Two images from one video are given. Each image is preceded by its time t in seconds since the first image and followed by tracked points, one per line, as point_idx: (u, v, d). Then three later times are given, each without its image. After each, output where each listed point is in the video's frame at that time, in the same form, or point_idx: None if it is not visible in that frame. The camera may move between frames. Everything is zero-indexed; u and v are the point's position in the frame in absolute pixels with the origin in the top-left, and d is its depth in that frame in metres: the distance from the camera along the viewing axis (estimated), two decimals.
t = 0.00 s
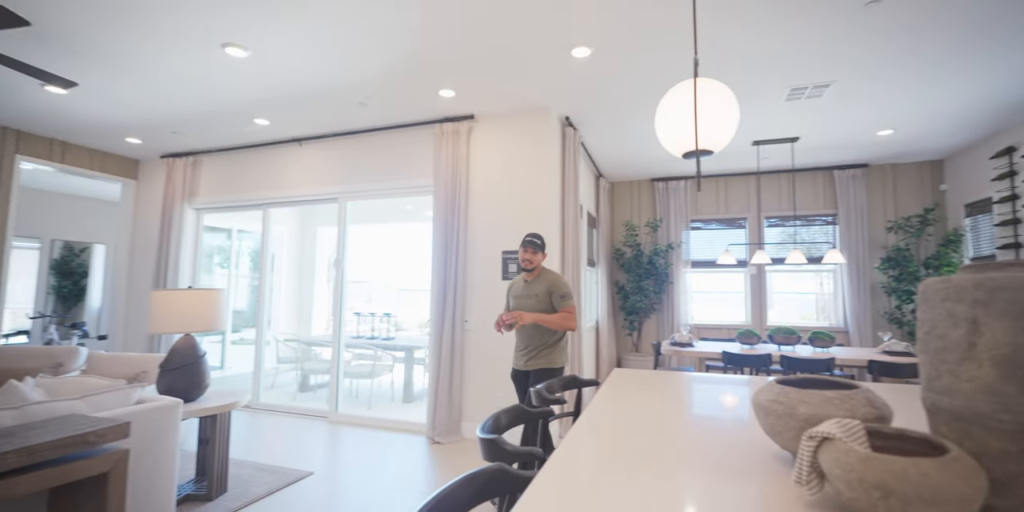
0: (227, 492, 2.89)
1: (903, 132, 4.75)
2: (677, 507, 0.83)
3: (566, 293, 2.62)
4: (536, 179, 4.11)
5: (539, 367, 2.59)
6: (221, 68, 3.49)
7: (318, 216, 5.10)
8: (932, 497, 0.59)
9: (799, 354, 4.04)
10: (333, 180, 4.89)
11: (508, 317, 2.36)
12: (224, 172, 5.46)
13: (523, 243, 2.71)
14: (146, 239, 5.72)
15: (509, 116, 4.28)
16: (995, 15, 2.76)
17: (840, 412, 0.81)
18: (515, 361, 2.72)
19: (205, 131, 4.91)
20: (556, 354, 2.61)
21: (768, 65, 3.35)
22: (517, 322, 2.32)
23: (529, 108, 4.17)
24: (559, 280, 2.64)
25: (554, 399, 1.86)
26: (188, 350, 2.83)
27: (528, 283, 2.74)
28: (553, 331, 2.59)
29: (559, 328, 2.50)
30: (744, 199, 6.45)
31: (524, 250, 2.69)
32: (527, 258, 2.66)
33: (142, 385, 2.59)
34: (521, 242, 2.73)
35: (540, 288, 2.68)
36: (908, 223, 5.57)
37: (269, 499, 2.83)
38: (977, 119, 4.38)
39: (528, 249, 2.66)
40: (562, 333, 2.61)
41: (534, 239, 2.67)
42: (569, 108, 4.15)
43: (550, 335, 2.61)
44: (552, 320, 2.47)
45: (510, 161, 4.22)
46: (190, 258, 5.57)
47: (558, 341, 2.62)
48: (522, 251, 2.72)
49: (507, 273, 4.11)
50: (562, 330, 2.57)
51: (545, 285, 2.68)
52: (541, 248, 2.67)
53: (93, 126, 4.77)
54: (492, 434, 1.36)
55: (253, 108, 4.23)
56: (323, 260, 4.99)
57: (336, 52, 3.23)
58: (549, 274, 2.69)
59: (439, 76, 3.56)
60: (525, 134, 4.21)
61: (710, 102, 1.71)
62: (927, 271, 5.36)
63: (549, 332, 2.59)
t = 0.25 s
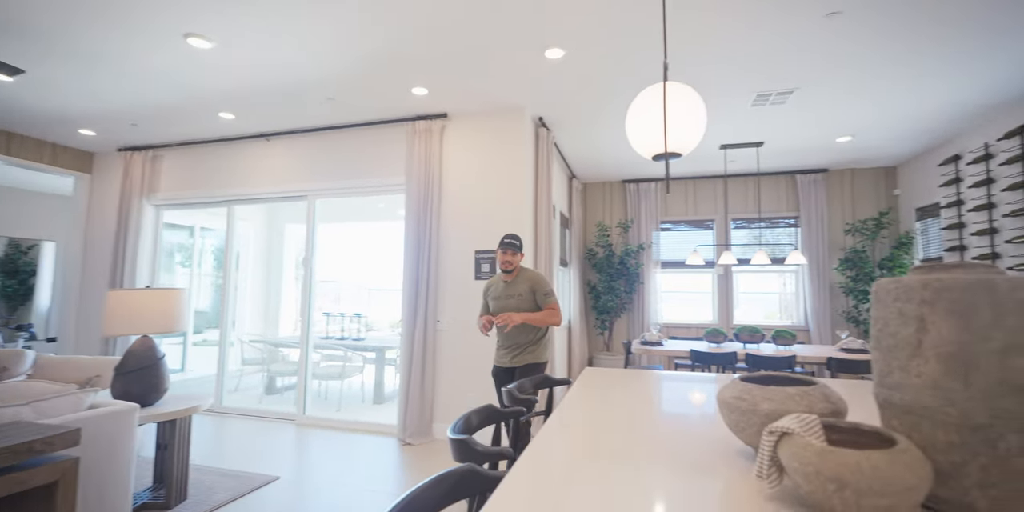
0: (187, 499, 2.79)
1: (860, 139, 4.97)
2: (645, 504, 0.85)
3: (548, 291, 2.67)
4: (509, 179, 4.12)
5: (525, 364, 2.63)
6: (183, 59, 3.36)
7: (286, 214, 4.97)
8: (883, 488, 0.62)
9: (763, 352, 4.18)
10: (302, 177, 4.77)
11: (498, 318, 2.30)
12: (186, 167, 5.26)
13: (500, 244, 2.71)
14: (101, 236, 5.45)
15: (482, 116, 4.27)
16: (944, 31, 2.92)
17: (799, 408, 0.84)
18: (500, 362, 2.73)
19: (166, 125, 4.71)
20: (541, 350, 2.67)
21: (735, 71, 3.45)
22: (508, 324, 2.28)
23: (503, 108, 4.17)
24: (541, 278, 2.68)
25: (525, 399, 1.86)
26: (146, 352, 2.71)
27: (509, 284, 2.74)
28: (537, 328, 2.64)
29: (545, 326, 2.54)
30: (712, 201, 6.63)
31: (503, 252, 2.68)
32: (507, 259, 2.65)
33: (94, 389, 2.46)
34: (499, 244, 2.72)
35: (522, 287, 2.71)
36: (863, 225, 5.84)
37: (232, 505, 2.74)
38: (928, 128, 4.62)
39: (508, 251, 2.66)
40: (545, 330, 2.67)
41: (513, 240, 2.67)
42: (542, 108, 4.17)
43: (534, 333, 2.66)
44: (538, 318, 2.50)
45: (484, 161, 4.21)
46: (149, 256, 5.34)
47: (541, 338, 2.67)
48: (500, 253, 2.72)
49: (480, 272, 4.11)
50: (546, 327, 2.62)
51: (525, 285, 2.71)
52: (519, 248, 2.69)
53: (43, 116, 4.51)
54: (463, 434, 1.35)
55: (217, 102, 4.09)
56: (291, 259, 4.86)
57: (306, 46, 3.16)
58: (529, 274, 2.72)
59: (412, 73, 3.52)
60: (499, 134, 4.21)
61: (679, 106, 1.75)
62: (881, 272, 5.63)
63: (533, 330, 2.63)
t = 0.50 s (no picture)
0: (144, 508, 2.67)
1: (820, 144, 5.17)
2: (614, 501, 0.86)
3: (528, 289, 2.72)
4: (481, 179, 4.11)
5: (509, 362, 2.66)
6: (143, 49, 3.22)
7: (252, 212, 4.82)
8: (838, 479, 0.65)
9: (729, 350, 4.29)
10: (269, 173, 4.64)
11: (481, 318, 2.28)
12: (145, 162, 5.04)
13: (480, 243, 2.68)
14: (51, 232, 5.16)
15: (455, 114, 4.25)
16: (897, 43, 3.07)
17: (761, 404, 0.86)
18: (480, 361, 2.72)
19: (123, 117, 4.51)
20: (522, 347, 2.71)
21: (703, 76, 3.54)
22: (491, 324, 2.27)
23: (476, 107, 4.15)
24: (522, 276, 2.72)
25: (496, 399, 1.86)
26: (100, 355, 2.58)
27: (490, 283, 2.74)
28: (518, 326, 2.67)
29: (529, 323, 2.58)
30: (681, 203, 6.78)
31: (485, 251, 2.66)
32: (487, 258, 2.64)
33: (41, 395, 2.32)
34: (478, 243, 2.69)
35: (503, 286, 2.72)
36: (823, 228, 6.08)
37: None
38: (882, 135, 4.84)
39: (489, 249, 2.65)
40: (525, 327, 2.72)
41: (492, 239, 2.66)
42: (515, 108, 4.18)
43: (516, 330, 2.69)
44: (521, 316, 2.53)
45: (456, 160, 4.19)
46: (104, 254, 5.09)
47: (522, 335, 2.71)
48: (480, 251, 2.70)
49: (452, 272, 4.09)
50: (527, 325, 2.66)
51: (505, 283, 2.72)
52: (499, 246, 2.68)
53: None
54: (433, 435, 1.34)
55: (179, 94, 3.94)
56: (256, 257, 4.71)
57: (273, 39, 3.08)
58: (510, 272, 2.74)
59: (384, 70, 3.48)
60: (472, 133, 4.19)
61: (649, 109, 1.78)
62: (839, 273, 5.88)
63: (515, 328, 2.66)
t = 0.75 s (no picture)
0: None
1: (784, 149, 5.35)
2: (585, 498, 0.86)
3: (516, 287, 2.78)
4: (454, 178, 4.09)
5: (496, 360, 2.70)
6: (98, 37, 3.07)
7: (215, 209, 4.65)
8: (797, 472, 0.67)
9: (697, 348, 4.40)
10: (234, 169, 4.50)
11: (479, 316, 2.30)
12: (100, 155, 4.80)
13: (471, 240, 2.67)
14: None
15: (428, 113, 4.21)
16: (855, 54, 3.20)
17: (725, 401, 0.89)
18: (467, 360, 2.71)
19: (76, 107, 4.28)
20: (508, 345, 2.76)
21: (673, 80, 3.62)
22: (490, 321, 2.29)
23: (450, 106, 4.13)
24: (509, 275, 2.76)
25: (468, 399, 1.85)
26: (49, 358, 2.45)
27: (478, 282, 2.72)
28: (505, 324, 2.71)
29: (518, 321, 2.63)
30: (652, 205, 6.90)
31: (475, 249, 2.66)
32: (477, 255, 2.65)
33: None
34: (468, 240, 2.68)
35: (491, 285, 2.73)
36: (786, 230, 6.31)
37: None
38: (842, 141, 5.05)
39: (480, 247, 2.66)
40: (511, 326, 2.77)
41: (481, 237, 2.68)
42: (489, 108, 4.17)
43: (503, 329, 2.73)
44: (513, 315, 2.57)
45: (429, 159, 4.15)
46: (54, 252, 4.82)
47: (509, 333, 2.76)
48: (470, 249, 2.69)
49: (424, 272, 4.05)
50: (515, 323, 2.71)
51: (492, 282, 2.74)
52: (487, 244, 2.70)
53: None
54: (403, 437, 1.32)
55: (137, 85, 3.77)
56: (220, 255, 4.55)
57: (239, 31, 2.98)
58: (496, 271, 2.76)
59: (355, 66, 3.42)
60: (445, 132, 4.16)
61: (620, 111, 1.81)
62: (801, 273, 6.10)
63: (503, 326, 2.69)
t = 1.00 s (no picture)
0: None
1: (751, 153, 5.52)
2: (556, 497, 0.87)
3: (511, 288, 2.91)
4: (427, 176, 4.05)
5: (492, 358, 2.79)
6: (48, 22, 2.91)
7: (177, 205, 4.47)
8: (757, 466, 0.69)
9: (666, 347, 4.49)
10: (198, 164, 4.34)
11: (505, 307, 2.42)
12: (51, 147, 4.55)
13: (475, 241, 2.74)
14: None
15: (400, 110, 4.16)
16: (818, 62, 3.33)
17: (691, 398, 0.91)
18: (461, 359, 2.72)
19: (24, 96, 4.04)
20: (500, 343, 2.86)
21: (645, 83, 3.68)
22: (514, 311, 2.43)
23: (423, 104, 4.09)
24: (505, 275, 2.89)
25: (439, 399, 1.84)
26: None
27: (478, 281, 2.79)
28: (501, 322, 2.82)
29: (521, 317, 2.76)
30: (623, 206, 7.01)
31: (479, 249, 2.74)
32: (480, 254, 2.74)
33: None
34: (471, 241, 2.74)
35: (489, 285, 2.82)
36: (751, 230, 6.50)
37: None
38: (804, 146, 5.24)
39: (482, 248, 2.75)
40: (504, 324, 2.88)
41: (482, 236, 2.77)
42: (462, 107, 4.15)
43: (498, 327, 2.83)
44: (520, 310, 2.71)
45: (401, 157, 4.10)
46: None
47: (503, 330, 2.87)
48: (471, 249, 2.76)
49: (396, 271, 4.01)
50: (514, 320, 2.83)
51: (491, 281, 2.83)
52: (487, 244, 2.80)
53: None
54: (373, 439, 1.30)
55: (92, 74, 3.59)
56: (180, 254, 4.38)
57: (203, 20, 2.88)
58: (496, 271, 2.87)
59: (325, 61, 3.34)
60: (418, 130, 4.12)
61: (592, 112, 1.83)
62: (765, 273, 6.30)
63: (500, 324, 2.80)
